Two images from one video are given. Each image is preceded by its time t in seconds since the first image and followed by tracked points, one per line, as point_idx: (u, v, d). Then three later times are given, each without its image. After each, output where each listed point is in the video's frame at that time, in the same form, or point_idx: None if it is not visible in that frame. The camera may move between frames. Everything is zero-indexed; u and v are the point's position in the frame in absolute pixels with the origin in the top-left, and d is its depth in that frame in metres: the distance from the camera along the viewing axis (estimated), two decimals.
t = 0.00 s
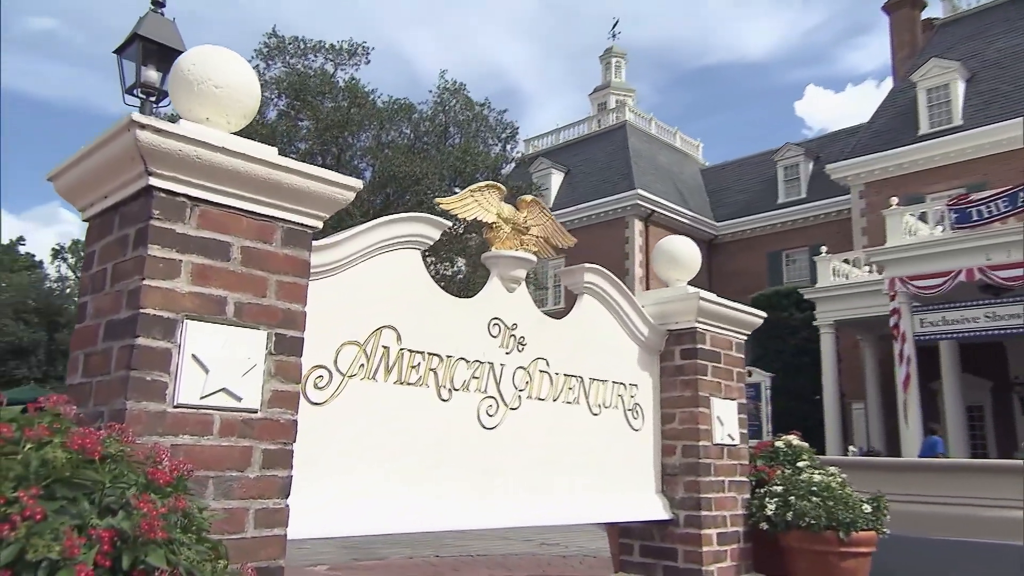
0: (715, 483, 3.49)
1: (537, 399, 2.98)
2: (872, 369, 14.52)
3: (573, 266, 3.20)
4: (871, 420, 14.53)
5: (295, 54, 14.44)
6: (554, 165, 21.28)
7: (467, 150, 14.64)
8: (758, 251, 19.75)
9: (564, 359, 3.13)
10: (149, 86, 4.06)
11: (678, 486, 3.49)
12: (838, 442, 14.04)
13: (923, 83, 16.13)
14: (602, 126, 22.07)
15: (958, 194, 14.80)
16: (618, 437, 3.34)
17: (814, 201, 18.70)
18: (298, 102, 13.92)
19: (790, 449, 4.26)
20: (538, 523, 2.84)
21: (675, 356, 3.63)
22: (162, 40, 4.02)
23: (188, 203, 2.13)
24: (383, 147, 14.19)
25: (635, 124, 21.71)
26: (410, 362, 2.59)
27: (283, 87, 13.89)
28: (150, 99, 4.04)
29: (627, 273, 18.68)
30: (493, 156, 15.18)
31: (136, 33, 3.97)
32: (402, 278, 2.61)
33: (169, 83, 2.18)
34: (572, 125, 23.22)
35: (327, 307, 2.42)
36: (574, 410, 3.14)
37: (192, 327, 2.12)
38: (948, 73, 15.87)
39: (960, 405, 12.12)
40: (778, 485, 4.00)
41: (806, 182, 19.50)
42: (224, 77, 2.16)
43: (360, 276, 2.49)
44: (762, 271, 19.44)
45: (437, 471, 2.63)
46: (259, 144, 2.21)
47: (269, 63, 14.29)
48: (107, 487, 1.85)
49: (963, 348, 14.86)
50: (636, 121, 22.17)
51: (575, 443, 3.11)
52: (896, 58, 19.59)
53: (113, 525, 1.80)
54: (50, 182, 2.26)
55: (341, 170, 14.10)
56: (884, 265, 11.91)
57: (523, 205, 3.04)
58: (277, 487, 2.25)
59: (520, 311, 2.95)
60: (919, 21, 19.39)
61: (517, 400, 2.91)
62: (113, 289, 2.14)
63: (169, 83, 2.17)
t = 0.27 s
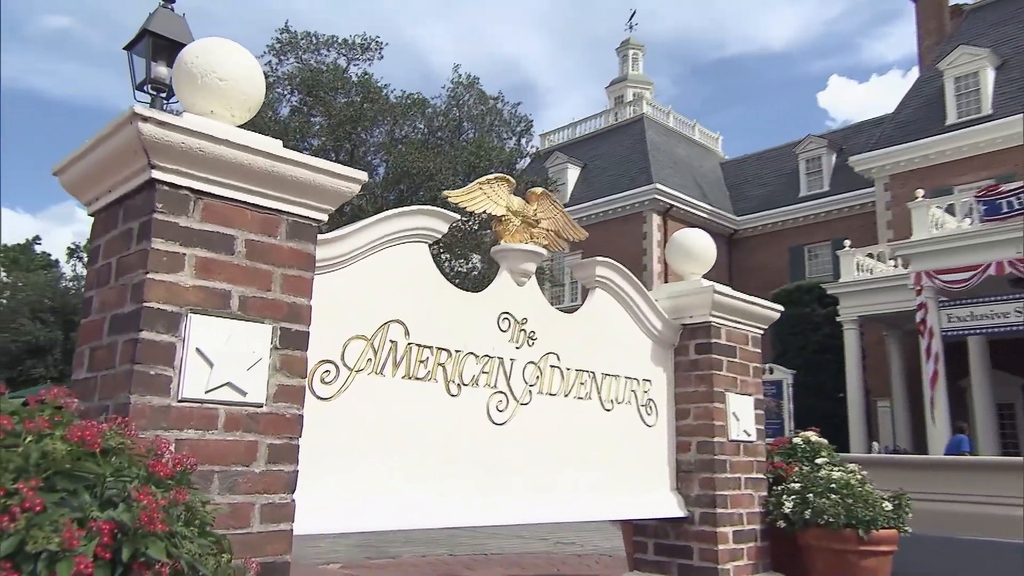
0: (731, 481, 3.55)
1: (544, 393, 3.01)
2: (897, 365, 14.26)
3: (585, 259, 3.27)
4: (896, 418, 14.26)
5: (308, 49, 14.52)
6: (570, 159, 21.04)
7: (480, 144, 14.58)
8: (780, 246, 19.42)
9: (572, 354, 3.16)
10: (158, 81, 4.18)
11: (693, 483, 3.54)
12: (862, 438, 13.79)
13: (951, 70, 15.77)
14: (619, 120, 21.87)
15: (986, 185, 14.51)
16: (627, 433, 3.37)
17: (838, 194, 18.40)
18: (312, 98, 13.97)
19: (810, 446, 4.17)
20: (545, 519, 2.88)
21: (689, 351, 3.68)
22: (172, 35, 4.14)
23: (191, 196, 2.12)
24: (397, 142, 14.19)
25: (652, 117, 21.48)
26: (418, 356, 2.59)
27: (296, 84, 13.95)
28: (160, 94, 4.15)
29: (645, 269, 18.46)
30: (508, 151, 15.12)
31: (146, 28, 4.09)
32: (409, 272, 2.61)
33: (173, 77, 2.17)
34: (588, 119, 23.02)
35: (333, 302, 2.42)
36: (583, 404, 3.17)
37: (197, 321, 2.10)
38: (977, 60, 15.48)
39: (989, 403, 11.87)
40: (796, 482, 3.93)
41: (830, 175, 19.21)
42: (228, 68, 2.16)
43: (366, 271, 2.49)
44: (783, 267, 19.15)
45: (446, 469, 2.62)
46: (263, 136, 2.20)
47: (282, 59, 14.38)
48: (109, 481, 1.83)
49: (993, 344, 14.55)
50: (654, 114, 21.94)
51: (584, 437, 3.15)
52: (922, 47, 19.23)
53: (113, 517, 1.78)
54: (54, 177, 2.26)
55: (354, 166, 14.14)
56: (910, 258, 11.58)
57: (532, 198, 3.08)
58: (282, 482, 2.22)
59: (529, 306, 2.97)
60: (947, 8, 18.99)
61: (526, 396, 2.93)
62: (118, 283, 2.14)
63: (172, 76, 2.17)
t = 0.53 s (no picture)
0: (745, 477, 3.49)
1: (552, 389, 2.99)
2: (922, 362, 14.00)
3: (594, 253, 3.22)
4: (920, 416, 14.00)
5: (319, 45, 14.60)
6: (584, 154, 20.78)
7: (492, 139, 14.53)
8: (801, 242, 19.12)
9: (581, 349, 3.14)
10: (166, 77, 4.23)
11: (707, 479, 3.49)
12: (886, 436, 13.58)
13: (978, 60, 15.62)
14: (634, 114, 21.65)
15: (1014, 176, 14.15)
16: (637, 429, 3.33)
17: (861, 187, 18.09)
18: (323, 94, 14.01)
19: (826, 442, 4.08)
20: (555, 515, 2.86)
21: (703, 346, 3.63)
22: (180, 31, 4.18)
23: (194, 189, 2.11)
24: (409, 138, 14.18)
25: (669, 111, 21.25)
26: (425, 352, 2.58)
27: (307, 80, 13.98)
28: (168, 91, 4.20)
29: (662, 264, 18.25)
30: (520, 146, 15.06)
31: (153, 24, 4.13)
32: (415, 266, 2.59)
33: (176, 70, 2.17)
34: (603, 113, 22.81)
35: (336, 297, 2.40)
36: (593, 400, 3.15)
37: (200, 315, 2.09)
38: (1004, 48, 15.35)
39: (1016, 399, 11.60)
40: (813, 480, 3.87)
41: (852, 168, 18.91)
42: (231, 61, 2.15)
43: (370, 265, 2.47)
44: (803, 262, 18.88)
45: (452, 466, 2.61)
46: (264, 129, 2.18)
47: (293, 54, 14.47)
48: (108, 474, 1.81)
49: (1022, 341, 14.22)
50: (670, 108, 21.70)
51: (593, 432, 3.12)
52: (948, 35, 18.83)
53: (112, 510, 1.76)
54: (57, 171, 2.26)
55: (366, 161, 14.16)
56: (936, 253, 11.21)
57: (541, 190, 3.06)
58: (285, 477, 2.20)
59: (537, 301, 2.95)
60: None
61: (535, 392, 2.91)
62: (121, 278, 2.13)
63: (176, 70, 2.16)
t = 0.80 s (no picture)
0: (757, 475, 3.43)
1: (561, 384, 2.97)
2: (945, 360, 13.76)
3: (603, 246, 3.18)
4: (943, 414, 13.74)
5: (328, 40, 14.62)
6: (598, 149, 20.61)
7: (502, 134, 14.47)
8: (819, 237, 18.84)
9: (590, 345, 3.11)
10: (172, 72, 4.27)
11: (719, 476, 3.43)
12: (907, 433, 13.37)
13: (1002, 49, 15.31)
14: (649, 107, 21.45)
15: None
16: (647, 426, 3.29)
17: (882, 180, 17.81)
18: (332, 89, 14.00)
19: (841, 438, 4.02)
20: (563, 512, 2.83)
21: (713, 341, 3.57)
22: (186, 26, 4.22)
23: (194, 182, 2.10)
24: (420, 133, 14.14)
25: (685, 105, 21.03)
26: (431, 346, 2.57)
27: (317, 76, 13.97)
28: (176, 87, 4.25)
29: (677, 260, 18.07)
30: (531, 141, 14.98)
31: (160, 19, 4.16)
32: (420, 260, 2.59)
33: (177, 63, 2.17)
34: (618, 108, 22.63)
35: (338, 291, 2.39)
36: (603, 396, 3.13)
37: (201, 308, 2.08)
38: None
39: None
40: (827, 476, 3.80)
41: (873, 161, 18.62)
42: (233, 53, 2.15)
43: (374, 259, 2.46)
44: (822, 257, 18.61)
45: (458, 461, 2.59)
46: (265, 121, 2.17)
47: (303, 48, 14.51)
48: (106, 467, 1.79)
49: None
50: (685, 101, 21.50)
51: (603, 429, 3.10)
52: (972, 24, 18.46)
53: (109, 503, 1.73)
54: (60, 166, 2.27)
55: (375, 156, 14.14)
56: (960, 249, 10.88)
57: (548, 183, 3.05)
58: (288, 471, 2.18)
59: (544, 295, 2.93)
60: None
61: (543, 387, 2.89)
62: (123, 272, 2.13)
63: (177, 63, 2.16)
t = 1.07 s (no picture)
0: (769, 472, 3.38)
1: (567, 380, 2.94)
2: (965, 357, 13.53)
3: (612, 241, 3.15)
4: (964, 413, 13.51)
5: (337, 36, 14.69)
6: (611, 144, 20.51)
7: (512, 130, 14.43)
8: (836, 234, 18.63)
9: (597, 340, 3.08)
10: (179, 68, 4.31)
11: (730, 473, 3.37)
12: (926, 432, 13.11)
13: None
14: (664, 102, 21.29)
15: None
16: (656, 423, 3.24)
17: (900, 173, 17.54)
18: (342, 86, 14.04)
19: (854, 435, 3.96)
20: (567, 508, 2.81)
21: (724, 337, 3.53)
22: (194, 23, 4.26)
23: (196, 177, 2.10)
24: (430, 130, 14.15)
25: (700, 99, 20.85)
26: (435, 341, 2.55)
27: (327, 73, 14.02)
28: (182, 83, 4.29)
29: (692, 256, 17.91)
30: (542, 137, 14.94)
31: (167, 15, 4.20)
32: (423, 254, 2.57)
33: (180, 58, 2.17)
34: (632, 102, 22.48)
35: (341, 286, 2.38)
36: (611, 392, 3.09)
37: (204, 303, 2.07)
38: None
39: None
40: (840, 473, 3.73)
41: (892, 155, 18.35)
42: (236, 48, 2.15)
43: (377, 254, 2.46)
44: (840, 253, 18.38)
45: (461, 459, 2.57)
46: (268, 116, 2.17)
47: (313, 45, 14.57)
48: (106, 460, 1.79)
49: None
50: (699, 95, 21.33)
51: (609, 425, 3.06)
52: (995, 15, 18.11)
53: (109, 497, 1.71)
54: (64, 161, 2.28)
55: (385, 152, 14.16)
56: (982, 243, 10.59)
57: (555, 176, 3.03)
58: (290, 467, 2.16)
59: (551, 291, 2.92)
60: None
61: (549, 383, 2.87)
62: (125, 267, 2.14)
63: (179, 57, 2.16)
